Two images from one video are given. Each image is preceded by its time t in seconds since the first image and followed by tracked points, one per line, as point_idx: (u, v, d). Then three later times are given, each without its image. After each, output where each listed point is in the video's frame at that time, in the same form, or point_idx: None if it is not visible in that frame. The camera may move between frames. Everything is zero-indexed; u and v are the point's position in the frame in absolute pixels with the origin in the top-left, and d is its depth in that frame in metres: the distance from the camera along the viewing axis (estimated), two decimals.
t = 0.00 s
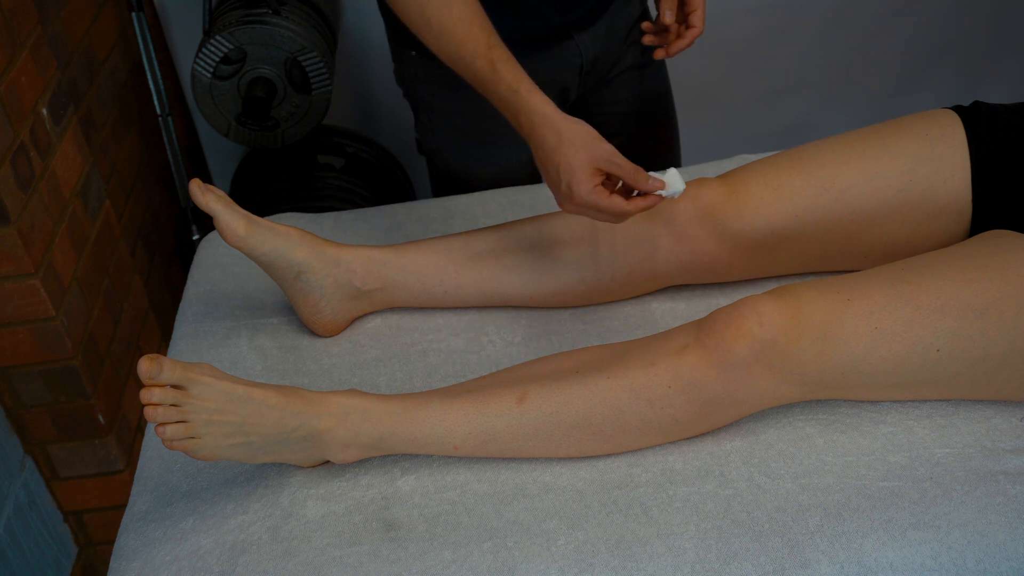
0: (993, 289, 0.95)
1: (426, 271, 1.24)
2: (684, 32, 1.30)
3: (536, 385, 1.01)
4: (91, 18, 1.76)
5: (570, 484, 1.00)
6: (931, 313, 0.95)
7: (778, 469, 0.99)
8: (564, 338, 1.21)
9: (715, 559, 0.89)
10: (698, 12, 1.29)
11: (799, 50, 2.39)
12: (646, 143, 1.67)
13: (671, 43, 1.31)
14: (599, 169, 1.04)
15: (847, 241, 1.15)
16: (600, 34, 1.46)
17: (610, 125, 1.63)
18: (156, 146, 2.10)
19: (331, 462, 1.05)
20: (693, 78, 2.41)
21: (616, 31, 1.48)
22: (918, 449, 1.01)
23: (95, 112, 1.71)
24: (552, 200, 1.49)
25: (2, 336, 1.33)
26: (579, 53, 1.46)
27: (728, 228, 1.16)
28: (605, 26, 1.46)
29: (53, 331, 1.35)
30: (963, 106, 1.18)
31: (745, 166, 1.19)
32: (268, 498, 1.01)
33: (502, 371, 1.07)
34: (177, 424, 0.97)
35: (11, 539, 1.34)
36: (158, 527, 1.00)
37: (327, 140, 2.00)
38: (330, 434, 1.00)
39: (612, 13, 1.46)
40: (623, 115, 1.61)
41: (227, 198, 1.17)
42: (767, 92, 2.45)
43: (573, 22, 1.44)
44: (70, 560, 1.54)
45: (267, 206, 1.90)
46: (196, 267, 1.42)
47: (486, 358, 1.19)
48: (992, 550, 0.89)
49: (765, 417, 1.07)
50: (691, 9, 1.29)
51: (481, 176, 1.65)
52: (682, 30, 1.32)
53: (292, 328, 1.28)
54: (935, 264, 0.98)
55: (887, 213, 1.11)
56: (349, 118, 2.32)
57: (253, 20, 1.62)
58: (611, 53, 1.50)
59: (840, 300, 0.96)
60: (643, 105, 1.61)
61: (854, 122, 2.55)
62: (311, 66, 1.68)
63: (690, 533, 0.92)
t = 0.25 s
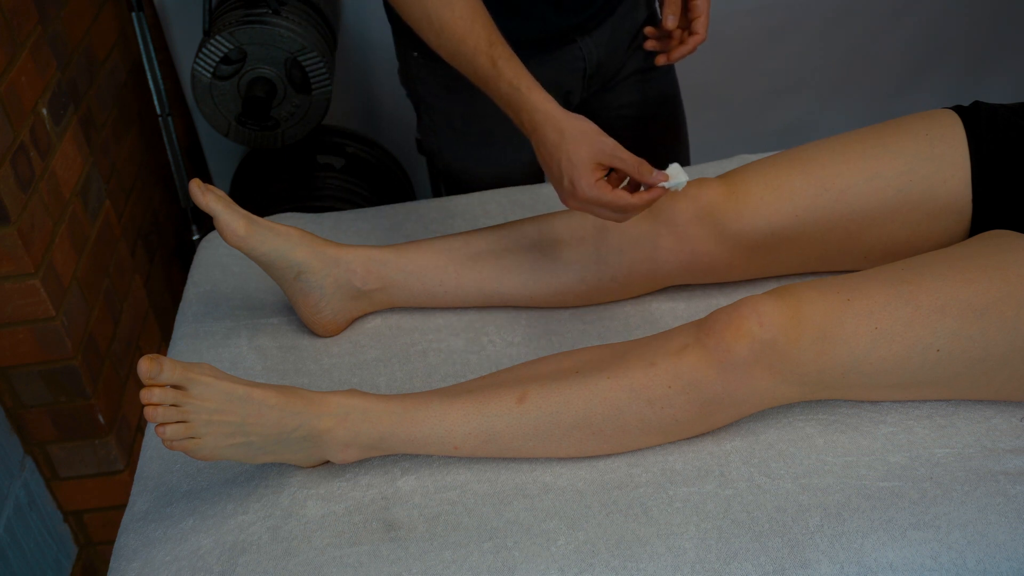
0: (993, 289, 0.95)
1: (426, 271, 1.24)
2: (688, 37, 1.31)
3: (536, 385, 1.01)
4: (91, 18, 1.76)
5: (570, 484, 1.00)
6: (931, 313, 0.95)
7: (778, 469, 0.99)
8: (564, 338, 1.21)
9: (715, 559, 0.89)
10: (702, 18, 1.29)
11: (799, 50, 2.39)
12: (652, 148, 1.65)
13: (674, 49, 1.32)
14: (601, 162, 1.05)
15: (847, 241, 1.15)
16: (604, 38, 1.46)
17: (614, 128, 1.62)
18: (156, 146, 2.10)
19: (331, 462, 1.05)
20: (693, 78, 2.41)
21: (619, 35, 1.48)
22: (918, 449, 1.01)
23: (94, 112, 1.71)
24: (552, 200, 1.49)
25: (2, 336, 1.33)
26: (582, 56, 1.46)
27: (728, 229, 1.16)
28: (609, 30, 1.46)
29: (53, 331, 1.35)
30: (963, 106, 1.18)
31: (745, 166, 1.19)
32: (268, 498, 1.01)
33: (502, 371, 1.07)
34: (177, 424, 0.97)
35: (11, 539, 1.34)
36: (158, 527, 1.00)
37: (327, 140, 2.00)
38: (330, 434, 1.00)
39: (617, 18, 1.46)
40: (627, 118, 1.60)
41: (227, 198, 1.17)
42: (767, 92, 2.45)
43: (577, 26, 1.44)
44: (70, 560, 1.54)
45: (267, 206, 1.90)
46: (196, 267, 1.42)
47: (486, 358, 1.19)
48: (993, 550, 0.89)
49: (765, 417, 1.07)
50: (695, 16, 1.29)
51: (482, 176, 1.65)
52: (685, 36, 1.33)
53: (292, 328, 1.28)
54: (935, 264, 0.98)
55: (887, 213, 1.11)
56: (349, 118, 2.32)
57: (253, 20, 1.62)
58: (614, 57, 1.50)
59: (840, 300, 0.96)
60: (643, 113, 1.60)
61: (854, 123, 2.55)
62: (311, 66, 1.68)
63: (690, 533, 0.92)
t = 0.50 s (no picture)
0: (993, 289, 0.95)
1: (426, 271, 1.24)
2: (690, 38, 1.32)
3: (536, 385, 1.01)
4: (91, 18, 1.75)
5: (570, 484, 1.00)
6: (931, 313, 0.94)
7: (778, 469, 0.99)
8: (564, 338, 1.21)
9: (715, 559, 0.89)
10: (705, 19, 1.30)
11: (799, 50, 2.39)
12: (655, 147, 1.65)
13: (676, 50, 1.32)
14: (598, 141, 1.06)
15: (847, 241, 1.15)
16: (605, 40, 1.46)
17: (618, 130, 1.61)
18: (156, 146, 2.10)
19: (331, 462, 1.05)
20: (693, 78, 2.41)
21: (620, 37, 1.48)
22: (919, 449, 1.01)
23: (94, 111, 1.71)
24: (552, 200, 1.49)
25: (2, 336, 1.33)
26: (582, 57, 1.46)
27: (728, 229, 1.16)
28: (610, 32, 1.46)
29: (53, 331, 1.35)
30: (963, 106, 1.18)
31: (745, 166, 1.19)
32: (268, 498, 1.01)
33: (502, 371, 1.07)
34: (177, 424, 0.97)
35: (11, 539, 1.34)
36: (158, 527, 1.00)
37: (327, 140, 2.00)
38: (330, 434, 1.00)
39: (618, 19, 1.46)
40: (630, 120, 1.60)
41: (227, 198, 1.17)
42: (767, 93, 2.45)
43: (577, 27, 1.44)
44: (70, 560, 1.54)
45: (267, 206, 1.90)
46: (196, 267, 1.42)
47: (486, 358, 1.19)
48: (993, 550, 0.89)
49: (765, 418, 1.07)
50: (698, 16, 1.30)
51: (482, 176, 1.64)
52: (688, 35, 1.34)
53: (292, 328, 1.28)
54: (935, 264, 0.98)
55: (887, 213, 1.11)
56: (349, 118, 2.32)
57: (253, 20, 1.62)
58: (615, 59, 1.50)
59: (840, 300, 0.96)
60: (644, 116, 1.59)
61: (854, 123, 2.55)
62: (311, 66, 1.68)
63: (690, 533, 0.92)
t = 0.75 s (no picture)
0: (994, 289, 0.95)
1: (426, 271, 1.24)
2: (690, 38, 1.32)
3: (537, 385, 1.01)
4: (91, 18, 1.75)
5: (570, 484, 1.00)
6: (931, 313, 0.94)
7: (778, 469, 0.99)
8: (564, 338, 1.21)
9: (715, 559, 0.89)
10: (705, 18, 1.30)
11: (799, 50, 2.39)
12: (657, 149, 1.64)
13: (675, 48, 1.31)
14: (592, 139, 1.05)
15: (847, 241, 1.15)
16: (606, 41, 1.46)
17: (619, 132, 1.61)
18: (156, 146, 2.10)
19: (331, 462, 1.05)
20: (693, 78, 2.41)
21: (621, 38, 1.48)
22: (919, 450, 1.01)
23: (94, 111, 1.71)
24: (552, 200, 1.49)
25: (2, 336, 1.33)
26: (583, 58, 1.46)
27: (728, 229, 1.16)
28: (612, 33, 1.46)
29: (53, 331, 1.35)
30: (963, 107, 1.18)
31: (745, 166, 1.19)
32: (268, 498, 1.01)
33: (502, 371, 1.07)
34: (176, 424, 0.97)
35: (11, 539, 1.34)
36: (158, 527, 1.00)
37: (327, 140, 2.00)
38: (330, 434, 1.00)
39: (620, 20, 1.46)
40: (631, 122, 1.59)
41: (227, 198, 1.17)
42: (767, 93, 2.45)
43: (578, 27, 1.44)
44: (70, 560, 1.54)
45: (267, 206, 1.90)
46: (196, 267, 1.41)
47: (486, 358, 1.19)
48: (993, 550, 0.89)
49: (765, 418, 1.07)
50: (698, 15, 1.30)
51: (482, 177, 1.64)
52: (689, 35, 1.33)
53: (292, 328, 1.28)
54: (935, 264, 0.98)
55: (887, 213, 1.11)
56: (349, 118, 2.32)
57: (252, 20, 1.62)
58: (616, 61, 1.50)
59: (841, 300, 0.96)
60: (645, 118, 1.59)
61: (854, 123, 2.55)
62: (311, 66, 1.68)
63: (690, 533, 0.92)
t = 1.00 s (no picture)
0: (993, 289, 0.95)
1: (426, 271, 1.24)
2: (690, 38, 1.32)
3: (537, 385, 1.01)
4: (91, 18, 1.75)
5: (570, 484, 1.00)
6: (931, 313, 0.94)
7: (778, 469, 0.99)
8: (564, 337, 1.21)
9: (715, 559, 0.89)
10: (705, 18, 1.30)
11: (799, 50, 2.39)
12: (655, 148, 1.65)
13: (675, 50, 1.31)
14: (589, 153, 1.05)
15: (847, 240, 1.15)
16: (606, 41, 1.46)
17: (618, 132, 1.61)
18: (156, 146, 2.10)
19: (331, 462, 1.05)
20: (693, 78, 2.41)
21: (622, 39, 1.48)
22: (919, 449, 1.01)
23: (94, 111, 1.71)
24: (552, 200, 1.50)
25: (2, 336, 1.33)
26: (584, 58, 1.46)
27: (728, 229, 1.16)
28: (613, 33, 1.46)
29: (53, 331, 1.35)
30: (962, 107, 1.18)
31: (745, 166, 1.19)
32: (268, 498, 1.01)
33: (502, 371, 1.07)
34: (176, 424, 0.97)
35: (11, 539, 1.34)
36: (158, 527, 1.00)
37: (327, 140, 2.01)
38: (330, 434, 1.00)
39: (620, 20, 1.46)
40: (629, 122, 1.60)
41: (227, 198, 1.17)
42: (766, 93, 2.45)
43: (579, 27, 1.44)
44: (70, 560, 1.54)
45: (267, 206, 1.89)
46: (196, 267, 1.42)
47: (486, 358, 1.20)
48: (993, 550, 0.89)
49: (765, 418, 1.07)
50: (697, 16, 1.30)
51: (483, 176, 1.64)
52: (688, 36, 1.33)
53: (292, 328, 1.28)
54: (935, 264, 0.98)
55: (887, 213, 1.11)
56: (349, 118, 2.32)
57: (252, 20, 1.62)
58: (616, 61, 1.50)
59: (841, 300, 0.96)
60: (644, 118, 1.60)
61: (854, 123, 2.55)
62: (311, 66, 1.68)
63: (690, 533, 0.92)
